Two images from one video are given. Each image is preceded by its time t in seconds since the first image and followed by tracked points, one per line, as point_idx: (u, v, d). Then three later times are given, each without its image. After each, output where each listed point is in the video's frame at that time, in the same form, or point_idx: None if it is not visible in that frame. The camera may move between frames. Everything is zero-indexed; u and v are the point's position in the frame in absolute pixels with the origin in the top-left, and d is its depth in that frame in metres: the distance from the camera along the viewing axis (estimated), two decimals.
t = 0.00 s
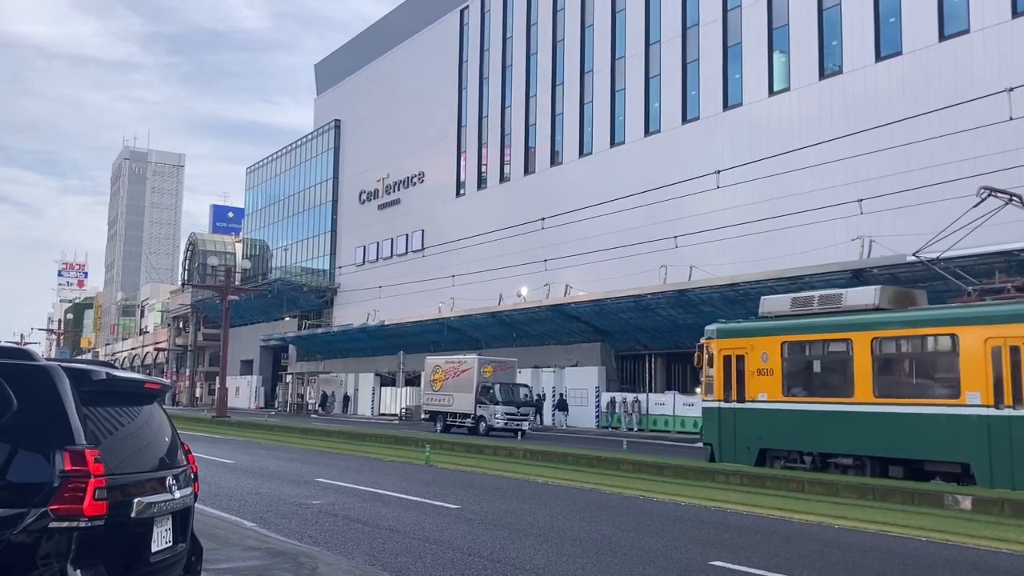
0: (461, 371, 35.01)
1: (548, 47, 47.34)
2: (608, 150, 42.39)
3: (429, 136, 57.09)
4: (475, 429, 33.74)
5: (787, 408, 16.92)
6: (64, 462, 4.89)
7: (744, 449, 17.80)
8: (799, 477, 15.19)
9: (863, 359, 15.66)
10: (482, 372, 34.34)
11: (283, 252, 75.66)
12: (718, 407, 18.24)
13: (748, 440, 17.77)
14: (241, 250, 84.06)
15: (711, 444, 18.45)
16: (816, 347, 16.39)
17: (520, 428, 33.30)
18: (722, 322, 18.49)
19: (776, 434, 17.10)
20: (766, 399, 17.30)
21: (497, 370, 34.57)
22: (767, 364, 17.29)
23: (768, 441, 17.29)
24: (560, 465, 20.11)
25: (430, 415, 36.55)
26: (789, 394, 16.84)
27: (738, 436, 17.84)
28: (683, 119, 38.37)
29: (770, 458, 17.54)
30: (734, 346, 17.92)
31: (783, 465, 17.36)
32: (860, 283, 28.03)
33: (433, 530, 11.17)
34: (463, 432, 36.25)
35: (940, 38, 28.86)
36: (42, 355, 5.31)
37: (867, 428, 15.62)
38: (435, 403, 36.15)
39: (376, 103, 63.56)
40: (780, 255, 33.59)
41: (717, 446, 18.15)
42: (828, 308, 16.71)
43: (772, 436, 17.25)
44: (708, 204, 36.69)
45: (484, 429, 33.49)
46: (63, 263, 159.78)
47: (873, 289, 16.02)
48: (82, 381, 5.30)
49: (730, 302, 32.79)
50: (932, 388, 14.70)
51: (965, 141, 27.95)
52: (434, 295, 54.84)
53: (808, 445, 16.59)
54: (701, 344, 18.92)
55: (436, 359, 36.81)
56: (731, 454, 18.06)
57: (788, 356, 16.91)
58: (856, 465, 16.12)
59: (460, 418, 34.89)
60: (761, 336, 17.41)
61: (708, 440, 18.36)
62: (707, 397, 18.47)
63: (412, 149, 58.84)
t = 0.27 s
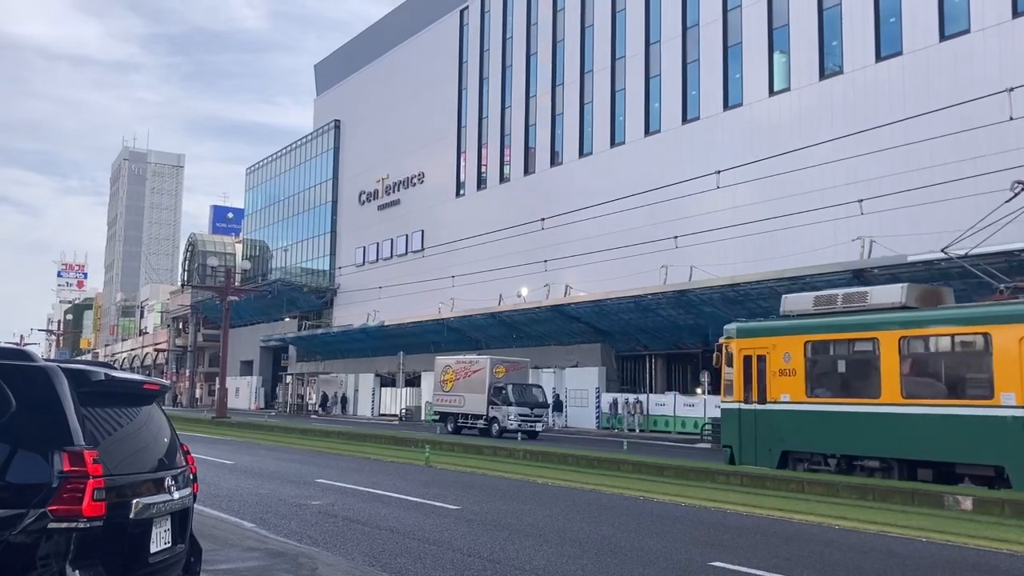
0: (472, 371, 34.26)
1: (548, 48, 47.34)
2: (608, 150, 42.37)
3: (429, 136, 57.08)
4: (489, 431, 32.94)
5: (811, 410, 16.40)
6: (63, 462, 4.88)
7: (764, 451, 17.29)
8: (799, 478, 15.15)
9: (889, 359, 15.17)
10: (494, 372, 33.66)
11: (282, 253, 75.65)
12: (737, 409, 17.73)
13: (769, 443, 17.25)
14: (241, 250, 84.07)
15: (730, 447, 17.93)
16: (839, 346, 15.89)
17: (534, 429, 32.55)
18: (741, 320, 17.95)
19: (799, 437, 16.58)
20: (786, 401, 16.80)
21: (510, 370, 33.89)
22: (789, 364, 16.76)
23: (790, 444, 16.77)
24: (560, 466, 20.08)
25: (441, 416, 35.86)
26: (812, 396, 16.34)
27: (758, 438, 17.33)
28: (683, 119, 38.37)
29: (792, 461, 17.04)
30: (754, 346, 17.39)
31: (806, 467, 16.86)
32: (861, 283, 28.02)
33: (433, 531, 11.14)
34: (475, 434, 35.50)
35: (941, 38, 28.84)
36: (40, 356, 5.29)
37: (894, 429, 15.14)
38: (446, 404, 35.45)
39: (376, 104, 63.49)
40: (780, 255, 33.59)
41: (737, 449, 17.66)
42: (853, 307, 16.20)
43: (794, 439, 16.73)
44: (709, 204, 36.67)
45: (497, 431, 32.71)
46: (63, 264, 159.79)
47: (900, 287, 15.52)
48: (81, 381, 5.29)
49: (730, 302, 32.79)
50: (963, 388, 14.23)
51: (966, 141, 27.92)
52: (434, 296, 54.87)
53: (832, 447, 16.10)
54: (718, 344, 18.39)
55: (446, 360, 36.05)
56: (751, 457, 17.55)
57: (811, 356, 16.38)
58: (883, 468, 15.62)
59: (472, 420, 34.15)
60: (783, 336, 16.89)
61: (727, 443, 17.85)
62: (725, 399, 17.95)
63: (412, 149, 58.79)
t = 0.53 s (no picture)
0: (484, 372, 33.85)
1: (547, 48, 47.34)
2: (607, 151, 42.36)
3: (429, 137, 57.08)
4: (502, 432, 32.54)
5: (832, 411, 16.29)
6: (62, 464, 4.89)
7: (784, 453, 17.19)
8: (799, 478, 15.16)
9: (914, 358, 15.04)
10: (507, 373, 33.15)
11: (282, 254, 75.65)
12: (756, 410, 17.66)
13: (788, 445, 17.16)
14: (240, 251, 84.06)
15: (749, 449, 17.84)
16: (863, 346, 15.81)
17: (548, 431, 31.92)
18: (761, 320, 17.91)
19: (819, 438, 16.47)
20: (807, 402, 16.72)
21: (523, 370, 33.36)
22: (810, 364, 16.70)
23: (811, 445, 16.67)
24: (560, 467, 20.09)
25: (452, 417, 35.46)
26: (833, 396, 16.25)
27: (778, 440, 17.24)
28: (682, 120, 38.39)
29: (813, 463, 16.94)
30: (774, 345, 17.35)
31: (827, 470, 16.76)
32: (861, 283, 28.00)
33: (432, 532, 11.14)
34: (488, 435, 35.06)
35: (940, 39, 28.85)
36: (40, 358, 5.31)
37: (918, 431, 14.98)
38: (457, 405, 35.04)
39: (376, 105, 63.49)
40: (779, 255, 33.61)
41: (757, 451, 17.59)
42: (875, 306, 16.19)
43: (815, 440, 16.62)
44: (708, 205, 36.70)
45: (511, 433, 32.21)
46: (63, 265, 159.72)
47: (925, 284, 15.49)
48: (80, 382, 5.30)
49: (730, 302, 32.80)
50: (990, 389, 14.04)
51: (965, 141, 27.92)
52: (433, 297, 54.91)
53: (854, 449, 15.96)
54: (737, 344, 18.34)
55: (456, 360, 35.62)
56: (770, 459, 17.45)
57: (833, 356, 16.30)
58: (908, 471, 15.49)
59: (484, 421, 33.72)
60: (804, 335, 16.83)
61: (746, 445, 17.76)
62: (744, 399, 17.91)
63: (412, 150, 58.83)
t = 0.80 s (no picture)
0: (495, 372, 33.44)
1: (546, 49, 47.34)
2: (607, 151, 42.36)
3: (428, 138, 57.07)
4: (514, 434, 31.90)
5: (854, 411, 16.16)
6: (60, 465, 4.89)
7: (804, 455, 17.06)
8: (798, 478, 15.18)
9: (937, 359, 14.89)
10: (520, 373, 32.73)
11: (282, 255, 75.62)
12: (775, 411, 17.54)
13: (808, 446, 17.03)
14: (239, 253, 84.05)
15: (767, 450, 17.73)
16: (885, 345, 15.67)
17: (562, 433, 31.40)
18: (779, 320, 17.75)
19: (840, 440, 16.34)
20: (828, 402, 16.59)
21: (535, 371, 32.95)
22: (830, 364, 16.54)
23: (831, 447, 16.54)
24: (559, 468, 20.09)
25: (461, 419, 34.99)
26: (855, 397, 16.11)
27: (797, 441, 17.12)
28: (680, 120, 38.41)
29: (833, 465, 16.81)
30: (794, 345, 17.22)
31: (847, 471, 16.63)
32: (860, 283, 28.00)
33: (431, 533, 11.15)
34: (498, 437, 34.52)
35: (938, 39, 28.87)
36: (38, 360, 5.30)
37: (941, 433, 14.82)
38: (467, 406, 34.60)
39: (375, 106, 63.47)
40: (777, 255, 33.65)
41: (776, 452, 17.47)
42: (897, 305, 16.09)
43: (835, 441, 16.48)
44: (707, 205, 36.70)
45: (523, 435, 31.60)
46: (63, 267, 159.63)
47: (950, 282, 15.34)
48: (78, 384, 5.30)
49: (729, 303, 32.80)
50: (1016, 389, 13.86)
51: (963, 142, 27.95)
52: (432, 297, 54.96)
53: (876, 451, 15.82)
54: (754, 344, 18.21)
55: (467, 360, 35.26)
56: (790, 460, 17.33)
57: (853, 356, 16.16)
58: (932, 473, 15.33)
59: (495, 422, 33.26)
60: (823, 335, 16.69)
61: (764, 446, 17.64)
62: (763, 400, 17.78)
63: (411, 151, 58.82)
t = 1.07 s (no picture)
0: (507, 372, 32.76)
1: (544, 50, 47.38)
2: (605, 152, 42.39)
3: (427, 139, 57.09)
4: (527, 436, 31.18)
5: (873, 412, 15.61)
6: (60, 467, 4.90)
7: (821, 457, 16.49)
8: (798, 479, 15.18)
9: (962, 358, 14.41)
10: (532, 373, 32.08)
11: (280, 256, 75.58)
12: (790, 412, 16.97)
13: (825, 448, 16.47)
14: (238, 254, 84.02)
15: (782, 452, 17.14)
16: (906, 344, 15.17)
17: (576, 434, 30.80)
18: (793, 318, 17.18)
19: (859, 441, 15.78)
20: (846, 403, 16.03)
21: (547, 371, 32.28)
22: (848, 364, 15.99)
23: (849, 448, 15.97)
24: (558, 468, 20.08)
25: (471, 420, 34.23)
26: (875, 397, 15.57)
27: (814, 443, 16.54)
28: (679, 121, 38.45)
29: (851, 467, 16.25)
30: (809, 344, 16.63)
31: (866, 474, 16.05)
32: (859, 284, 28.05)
33: (431, 533, 11.17)
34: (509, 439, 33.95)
35: (936, 39, 28.89)
36: (38, 361, 5.30)
37: (967, 434, 14.34)
38: (478, 408, 33.84)
39: (374, 107, 63.46)
40: (777, 255, 33.64)
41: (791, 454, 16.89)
42: (917, 303, 15.51)
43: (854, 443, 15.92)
44: (706, 206, 36.71)
45: (537, 437, 31.00)
46: (61, 269, 159.58)
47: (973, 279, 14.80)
48: (78, 386, 5.30)
49: (728, 303, 32.83)
50: None
51: (962, 141, 27.97)
52: (431, 298, 54.94)
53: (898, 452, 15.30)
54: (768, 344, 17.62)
55: (477, 361, 34.43)
56: (806, 463, 16.77)
57: (872, 355, 15.64)
58: (957, 475, 14.84)
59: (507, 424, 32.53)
60: (840, 334, 16.13)
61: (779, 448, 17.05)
62: (776, 400, 17.21)
63: (410, 152, 58.81)
